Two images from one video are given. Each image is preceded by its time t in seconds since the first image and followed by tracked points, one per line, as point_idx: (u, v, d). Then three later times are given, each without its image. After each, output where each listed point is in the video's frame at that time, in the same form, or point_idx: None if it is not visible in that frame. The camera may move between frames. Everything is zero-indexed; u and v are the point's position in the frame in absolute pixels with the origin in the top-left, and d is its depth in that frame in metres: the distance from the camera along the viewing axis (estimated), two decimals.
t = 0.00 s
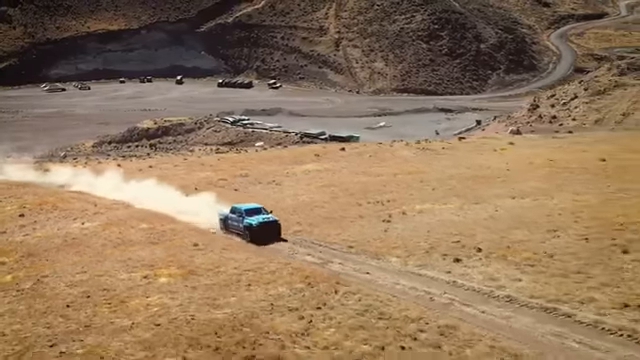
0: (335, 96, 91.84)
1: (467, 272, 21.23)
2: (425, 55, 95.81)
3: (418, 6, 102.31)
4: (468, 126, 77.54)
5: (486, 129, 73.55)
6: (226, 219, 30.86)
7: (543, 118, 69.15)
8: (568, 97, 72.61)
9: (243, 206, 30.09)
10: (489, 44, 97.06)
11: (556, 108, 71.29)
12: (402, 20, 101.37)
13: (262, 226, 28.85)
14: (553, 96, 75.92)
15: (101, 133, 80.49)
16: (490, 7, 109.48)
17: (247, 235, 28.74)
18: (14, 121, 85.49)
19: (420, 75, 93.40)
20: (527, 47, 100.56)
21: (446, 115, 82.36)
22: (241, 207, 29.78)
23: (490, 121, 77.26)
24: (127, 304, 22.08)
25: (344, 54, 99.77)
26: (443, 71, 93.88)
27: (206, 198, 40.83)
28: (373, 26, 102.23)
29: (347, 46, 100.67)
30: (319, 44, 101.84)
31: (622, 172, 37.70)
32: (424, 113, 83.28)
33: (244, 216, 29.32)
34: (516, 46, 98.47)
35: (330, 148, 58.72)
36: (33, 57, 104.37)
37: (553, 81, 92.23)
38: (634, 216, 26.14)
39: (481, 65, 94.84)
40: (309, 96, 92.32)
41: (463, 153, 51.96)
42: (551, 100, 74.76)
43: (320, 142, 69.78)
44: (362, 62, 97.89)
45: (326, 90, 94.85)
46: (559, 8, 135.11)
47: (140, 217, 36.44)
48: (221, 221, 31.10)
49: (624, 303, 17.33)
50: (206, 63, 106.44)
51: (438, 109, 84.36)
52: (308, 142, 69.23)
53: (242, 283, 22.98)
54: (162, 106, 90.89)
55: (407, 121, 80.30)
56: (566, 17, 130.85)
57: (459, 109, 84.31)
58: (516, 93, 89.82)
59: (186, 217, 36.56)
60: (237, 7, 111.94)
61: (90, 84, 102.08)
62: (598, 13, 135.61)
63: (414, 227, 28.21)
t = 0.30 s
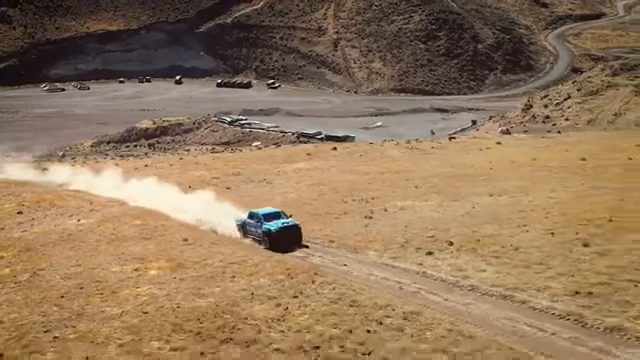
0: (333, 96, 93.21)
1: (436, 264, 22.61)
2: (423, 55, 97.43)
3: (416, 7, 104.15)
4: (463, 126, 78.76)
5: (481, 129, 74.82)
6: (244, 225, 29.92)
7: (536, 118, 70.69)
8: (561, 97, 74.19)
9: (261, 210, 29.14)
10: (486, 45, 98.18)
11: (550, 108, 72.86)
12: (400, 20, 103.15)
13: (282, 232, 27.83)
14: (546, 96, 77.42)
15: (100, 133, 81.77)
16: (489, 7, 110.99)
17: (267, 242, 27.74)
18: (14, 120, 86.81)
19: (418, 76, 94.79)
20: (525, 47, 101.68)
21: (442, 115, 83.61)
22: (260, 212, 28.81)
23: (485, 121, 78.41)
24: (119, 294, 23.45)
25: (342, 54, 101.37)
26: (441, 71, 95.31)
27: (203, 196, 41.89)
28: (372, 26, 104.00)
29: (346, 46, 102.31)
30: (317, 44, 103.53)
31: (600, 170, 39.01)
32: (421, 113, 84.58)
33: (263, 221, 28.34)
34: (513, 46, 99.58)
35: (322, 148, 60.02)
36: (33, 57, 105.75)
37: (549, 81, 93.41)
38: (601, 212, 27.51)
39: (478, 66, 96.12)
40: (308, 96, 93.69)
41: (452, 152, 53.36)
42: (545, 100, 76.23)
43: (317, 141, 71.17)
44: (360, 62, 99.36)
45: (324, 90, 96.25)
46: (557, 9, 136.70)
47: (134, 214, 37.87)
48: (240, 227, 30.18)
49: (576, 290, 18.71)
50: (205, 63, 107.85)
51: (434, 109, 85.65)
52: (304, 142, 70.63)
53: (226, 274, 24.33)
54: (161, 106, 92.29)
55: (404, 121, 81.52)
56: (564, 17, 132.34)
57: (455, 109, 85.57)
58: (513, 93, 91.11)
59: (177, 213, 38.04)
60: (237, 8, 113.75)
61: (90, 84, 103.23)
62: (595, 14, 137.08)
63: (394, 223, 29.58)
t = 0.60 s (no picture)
0: (331, 96, 94.38)
1: (411, 257, 23.78)
2: (421, 55, 98.65)
3: (414, 7, 105.50)
4: (459, 126, 79.85)
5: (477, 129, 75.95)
6: (260, 231, 28.30)
7: (530, 118, 72.01)
8: (555, 98, 75.44)
9: (278, 215, 27.51)
10: (484, 45, 99.52)
11: (544, 109, 74.20)
12: (398, 21, 104.48)
13: (300, 240, 26.26)
14: (540, 96, 78.76)
15: (99, 133, 82.82)
16: (487, 7, 112.67)
17: (285, 250, 26.18)
18: (13, 121, 87.90)
19: (416, 76, 95.95)
20: (522, 47, 103.12)
21: (439, 115, 84.68)
22: (276, 218, 27.16)
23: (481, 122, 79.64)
24: (110, 287, 24.59)
25: (340, 55, 102.65)
26: (439, 71, 96.44)
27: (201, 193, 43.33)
28: (370, 27, 105.33)
29: (344, 46, 103.66)
30: (316, 44, 104.92)
31: (579, 170, 40.13)
32: (418, 113, 85.68)
33: (280, 228, 26.70)
34: (511, 46, 100.98)
35: (314, 148, 61.11)
36: (33, 58, 106.89)
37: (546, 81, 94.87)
38: (574, 209, 28.64)
39: (475, 66, 97.30)
40: (306, 96, 94.81)
41: (442, 152, 54.50)
42: (539, 101, 77.42)
43: (313, 141, 72.26)
44: (358, 63, 100.57)
45: (323, 90, 97.45)
46: (555, 9, 138.04)
47: (128, 212, 39.01)
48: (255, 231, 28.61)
49: (537, 281, 19.89)
50: (204, 63, 108.99)
51: (431, 109, 86.75)
52: (301, 142, 71.77)
53: (212, 268, 25.48)
54: (159, 106, 93.43)
55: (401, 121, 82.52)
56: (562, 18, 133.57)
57: (451, 109, 86.67)
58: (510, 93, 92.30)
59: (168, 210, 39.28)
60: (236, 9, 115.50)
61: (89, 84, 104.24)
62: (592, 15, 138.30)
63: (377, 220, 30.71)
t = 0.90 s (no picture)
0: (328, 96, 95.72)
1: (382, 252, 25.07)
2: (418, 56, 99.92)
3: (411, 8, 106.63)
4: (454, 126, 81.08)
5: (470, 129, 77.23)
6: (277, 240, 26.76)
7: (523, 118, 73.44)
8: (547, 99, 76.72)
9: (297, 224, 26.02)
10: (480, 46, 100.93)
11: (536, 109, 75.57)
12: (395, 22, 105.69)
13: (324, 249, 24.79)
14: (534, 96, 80.15)
15: (97, 133, 84.01)
16: (484, 8, 113.73)
17: (309, 260, 24.71)
18: (12, 120, 89.16)
19: (412, 77, 97.05)
20: (520, 48, 104.01)
21: (435, 115, 85.88)
22: (296, 226, 25.65)
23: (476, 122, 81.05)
24: (97, 280, 25.92)
25: (338, 55, 103.96)
26: (436, 72, 97.52)
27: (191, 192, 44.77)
28: (367, 28, 106.63)
29: (341, 47, 104.91)
30: (313, 45, 106.37)
31: (558, 169, 41.45)
32: (413, 113, 86.93)
33: (302, 238, 25.20)
34: (507, 47, 102.14)
35: (304, 148, 62.38)
36: (32, 58, 108.23)
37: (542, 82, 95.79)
38: (542, 206, 29.93)
39: (472, 66, 98.38)
40: (303, 96, 96.11)
41: (428, 152, 55.89)
42: (531, 102, 78.56)
43: (309, 141, 73.53)
44: (355, 63, 101.98)
45: (320, 90, 98.89)
46: (553, 10, 139.48)
47: (119, 209, 40.38)
48: (271, 242, 27.06)
49: (495, 273, 21.20)
50: (203, 64, 110.42)
51: (426, 109, 87.99)
52: (297, 142, 73.07)
53: (195, 262, 26.78)
54: (157, 106, 94.76)
55: (396, 121, 83.66)
56: (559, 18, 134.95)
57: (447, 109, 87.92)
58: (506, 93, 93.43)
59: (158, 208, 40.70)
60: (234, 9, 116.86)
61: (88, 85, 105.47)
62: (590, 16, 139.68)
63: (355, 218, 32.02)
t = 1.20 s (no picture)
0: (325, 96, 97.11)
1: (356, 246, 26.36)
2: (415, 56, 101.22)
3: (408, 9, 107.81)
4: (449, 126, 82.26)
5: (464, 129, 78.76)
6: (302, 248, 24.82)
7: (515, 119, 74.84)
8: (539, 99, 77.81)
9: (324, 230, 24.13)
10: (477, 46, 101.67)
11: (528, 109, 76.84)
12: (392, 22, 106.89)
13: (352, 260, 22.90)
14: (527, 97, 80.97)
15: (95, 133, 85.21)
16: (482, 8, 114.45)
17: (336, 272, 22.86)
18: (11, 120, 90.33)
19: (409, 77, 98.33)
20: (516, 48, 105.16)
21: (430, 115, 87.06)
22: (323, 233, 23.72)
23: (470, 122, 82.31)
24: (84, 273, 27.26)
25: (336, 56, 105.53)
26: (432, 72, 98.92)
27: (185, 191, 46.02)
28: (364, 28, 107.87)
29: (339, 48, 106.38)
30: (311, 46, 107.88)
31: (536, 168, 42.83)
32: (410, 114, 88.04)
33: (329, 246, 23.26)
34: (504, 48, 103.16)
35: (293, 148, 63.66)
36: (31, 58, 109.46)
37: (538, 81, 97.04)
38: (511, 203, 31.17)
39: (469, 67, 99.58)
40: (301, 96, 97.40)
41: (416, 151, 57.27)
42: (524, 102, 79.65)
43: (304, 141, 74.86)
44: (353, 63, 103.51)
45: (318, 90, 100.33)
46: (550, 10, 140.72)
47: (111, 208, 41.74)
48: (295, 249, 25.17)
49: (457, 266, 22.52)
50: (201, 64, 111.60)
51: (422, 109, 89.06)
52: (292, 142, 74.42)
53: (178, 257, 28.14)
54: (154, 106, 96.10)
55: (391, 121, 84.73)
56: (556, 19, 136.33)
57: (443, 109, 89.04)
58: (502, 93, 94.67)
59: (147, 206, 42.18)
60: (232, 9, 118.04)
61: (86, 85, 106.70)
62: (587, 16, 140.93)
63: (333, 217, 33.30)
